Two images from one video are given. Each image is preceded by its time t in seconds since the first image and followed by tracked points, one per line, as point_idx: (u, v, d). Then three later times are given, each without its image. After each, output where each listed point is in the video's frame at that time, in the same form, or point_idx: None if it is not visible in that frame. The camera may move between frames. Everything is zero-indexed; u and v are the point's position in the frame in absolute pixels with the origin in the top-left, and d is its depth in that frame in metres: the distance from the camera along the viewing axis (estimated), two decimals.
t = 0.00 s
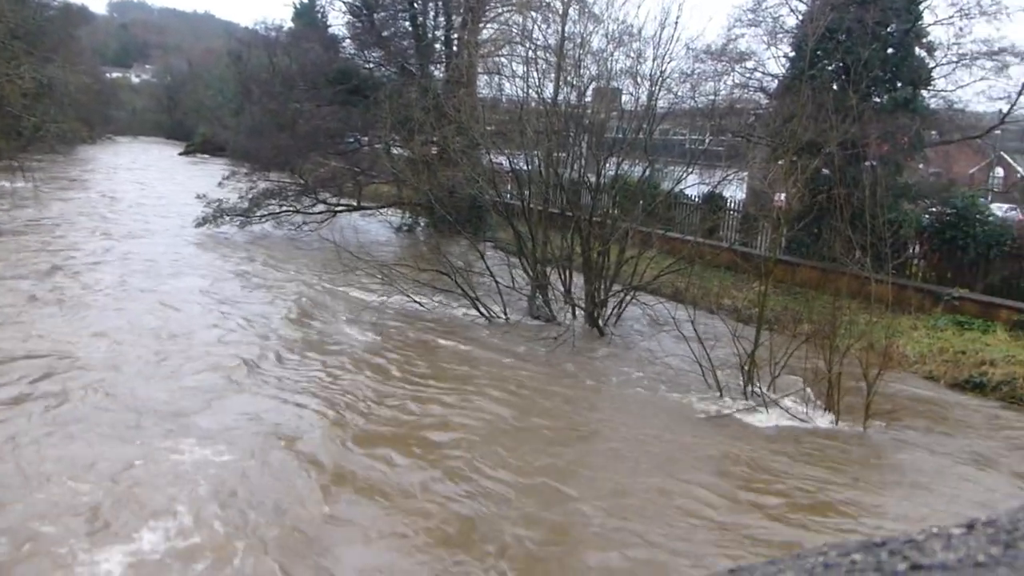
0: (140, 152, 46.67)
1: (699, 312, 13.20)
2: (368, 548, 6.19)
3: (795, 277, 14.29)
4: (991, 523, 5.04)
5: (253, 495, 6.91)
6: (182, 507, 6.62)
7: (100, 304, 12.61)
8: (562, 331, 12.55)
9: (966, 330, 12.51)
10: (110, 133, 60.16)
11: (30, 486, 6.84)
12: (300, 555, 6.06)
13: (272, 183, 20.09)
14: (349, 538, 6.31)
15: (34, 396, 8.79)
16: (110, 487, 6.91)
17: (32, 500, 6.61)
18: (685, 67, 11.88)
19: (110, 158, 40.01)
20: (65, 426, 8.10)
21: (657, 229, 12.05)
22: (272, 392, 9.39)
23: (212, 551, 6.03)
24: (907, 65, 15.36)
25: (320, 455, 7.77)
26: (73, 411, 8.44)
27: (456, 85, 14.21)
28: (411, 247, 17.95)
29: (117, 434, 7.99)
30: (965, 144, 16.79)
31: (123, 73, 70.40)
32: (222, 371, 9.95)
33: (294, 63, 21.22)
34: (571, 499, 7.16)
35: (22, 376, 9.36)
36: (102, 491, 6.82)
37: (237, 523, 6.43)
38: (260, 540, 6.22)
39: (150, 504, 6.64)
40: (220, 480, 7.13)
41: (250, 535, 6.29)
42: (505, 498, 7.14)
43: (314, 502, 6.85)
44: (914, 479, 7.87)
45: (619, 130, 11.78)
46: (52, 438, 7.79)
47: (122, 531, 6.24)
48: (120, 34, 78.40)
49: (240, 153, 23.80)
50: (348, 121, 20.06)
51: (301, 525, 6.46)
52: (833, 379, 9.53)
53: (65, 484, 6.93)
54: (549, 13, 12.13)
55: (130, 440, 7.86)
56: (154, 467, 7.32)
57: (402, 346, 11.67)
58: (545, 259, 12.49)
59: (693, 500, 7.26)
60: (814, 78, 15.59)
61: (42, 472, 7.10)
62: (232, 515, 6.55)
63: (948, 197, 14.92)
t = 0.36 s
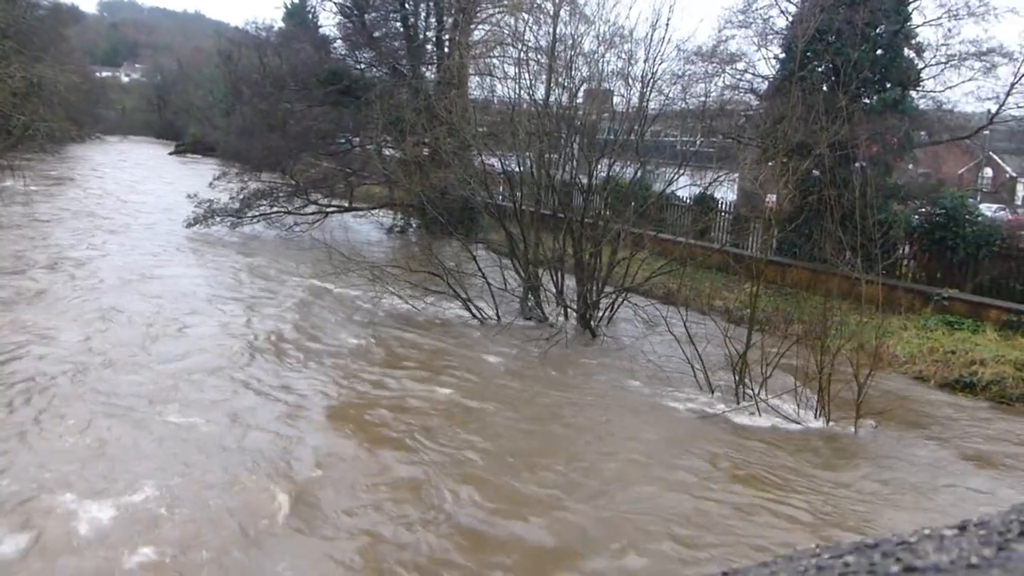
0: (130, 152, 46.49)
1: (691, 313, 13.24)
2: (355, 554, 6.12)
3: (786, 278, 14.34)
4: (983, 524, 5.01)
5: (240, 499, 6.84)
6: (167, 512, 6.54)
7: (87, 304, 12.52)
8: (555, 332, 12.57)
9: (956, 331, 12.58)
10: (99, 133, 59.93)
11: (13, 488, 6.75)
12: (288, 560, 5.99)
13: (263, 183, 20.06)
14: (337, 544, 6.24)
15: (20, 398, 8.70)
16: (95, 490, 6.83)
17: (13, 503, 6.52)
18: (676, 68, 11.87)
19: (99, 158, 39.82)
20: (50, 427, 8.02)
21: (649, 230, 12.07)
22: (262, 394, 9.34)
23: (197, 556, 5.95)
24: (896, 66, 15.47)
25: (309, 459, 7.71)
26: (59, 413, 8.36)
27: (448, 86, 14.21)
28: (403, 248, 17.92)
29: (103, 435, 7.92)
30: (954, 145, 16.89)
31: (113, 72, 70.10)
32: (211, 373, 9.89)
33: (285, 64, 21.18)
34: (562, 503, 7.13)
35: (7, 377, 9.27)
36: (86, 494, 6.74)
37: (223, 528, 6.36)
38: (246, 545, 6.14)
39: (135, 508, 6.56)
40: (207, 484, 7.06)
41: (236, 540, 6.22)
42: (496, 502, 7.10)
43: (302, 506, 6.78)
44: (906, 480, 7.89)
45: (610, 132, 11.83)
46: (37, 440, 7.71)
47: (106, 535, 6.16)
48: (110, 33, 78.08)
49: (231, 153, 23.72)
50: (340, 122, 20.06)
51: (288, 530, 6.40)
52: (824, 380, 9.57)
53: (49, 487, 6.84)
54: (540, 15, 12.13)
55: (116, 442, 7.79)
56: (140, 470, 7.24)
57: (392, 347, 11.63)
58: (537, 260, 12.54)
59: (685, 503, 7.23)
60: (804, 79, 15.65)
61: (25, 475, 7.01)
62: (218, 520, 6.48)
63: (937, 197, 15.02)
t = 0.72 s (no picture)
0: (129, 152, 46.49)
1: (690, 313, 13.25)
2: (353, 555, 6.11)
3: (784, 279, 14.37)
4: (981, 525, 4.98)
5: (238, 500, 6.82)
6: (164, 513, 6.53)
7: (85, 304, 12.52)
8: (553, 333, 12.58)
9: (954, 331, 12.59)
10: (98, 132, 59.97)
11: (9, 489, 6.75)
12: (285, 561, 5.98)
13: (262, 184, 20.10)
14: (335, 545, 6.23)
15: (16, 398, 8.70)
16: (91, 491, 6.82)
17: (8, 504, 6.51)
18: (675, 69, 11.84)
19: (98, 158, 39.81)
20: (46, 427, 8.02)
21: (647, 231, 12.06)
22: (260, 394, 9.35)
23: (194, 557, 5.94)
24: (896, 67, 15.48)
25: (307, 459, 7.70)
26: (56, 413, 8.36)
27: (447, 86, 14.23)
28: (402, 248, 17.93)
29: (100, 436, 7.91)
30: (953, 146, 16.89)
31: (112, 72, 70.12)
32: (209, 373, 9.90)
33: (284, 64, 21.18)
34: (560, 504, 7.12)
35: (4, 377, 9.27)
36: (82, 495, 6.73)
37: (220, 529, 6.34)
38: (243, 546, 6.12)
39: (130, 509, 6.55)
40: (204, 485, 7.05)
41: (234, 540, 6.20)
42: (494, 503, 7.09)
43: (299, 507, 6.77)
44: (904, 482, 7.87)
45: (609, 132, 11.80)
46: (33, 440, 7.71)
47: (102, 536, 6.15)
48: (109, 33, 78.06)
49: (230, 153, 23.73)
50: (339, 122, 20.05)
51: (286, 531, 6.38)
52: (823, 380, 9.57)
53: (45, 487, 6.83)
54: (538, 15, 12.15)
55: (113, 443, 7.79)
56: (136, 470, 7.23)
57: (390, 348, 11.64)
58: (536, 261, 12.56)
59: (683, 504, 7.23)
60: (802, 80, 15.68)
61: (21, 475, 7.00)
62: (215, 520, 6.47)
63: (935, 198, 15.05)
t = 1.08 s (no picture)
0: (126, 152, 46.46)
1: (687, 316, 13.26)
2: (345, 557, 6.08)
3: (781, 282, 14.38)
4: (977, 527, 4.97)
5: (231, 501, 6.80)
6: (156, 514, 6.50)
7: (80, 304, 12.50)
8: (550, 336, 12.58)
9: (950, 335, 12.61)
10: (96, 132, 59.91)
11: None
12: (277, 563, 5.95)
13: (259, 185, 20.11)
14: (328, 547, 6.20)
15: (9, 397, 8.68)
16: (83, 491, 6.79)
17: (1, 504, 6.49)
18: (673, 72, 11.86)
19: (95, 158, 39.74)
20: (39, 427, 8.00)
21: (645, 233, 12.05)
22: (255, 395, 9.33)
23: (187, 558, 5.92)
24: (894, 70, 15.50)
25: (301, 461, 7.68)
26: (52, 413, 8.34)
27: (445, 88, 14.23)
28: (399, 250, 17.93)
29: (92, 436, 7.89)
30: (950, 150, 16.92)
31: (110, 72, 70.07)
32: (204, 373, 9.88)
33: (282, 65, 21.17)
34: (555, 506, 7.11)
35: None
36: (73, 496, 6.70)
37: (212, 530, 6.32)
38: (235, 548, 6.10)
39: (124, 510, 6.53)
40: (197, 486, 7.02)
41: (227, 542, 6.18)
42: (489, 505, 7.07)
43: (293, 509, 6.74)
44: (900, 486, 7.88)
45: (607, 135, 11.80)
46: (26, 440, 7.68)
47: (94, 536, 6.12)
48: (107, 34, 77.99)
49: (228, 154, 23.72)
50: (337, 124, 20.05)
51: (279, 533, 6.36)
52: (819, 384, 9.56)
53: (36, 488, 6.80)
54: (537, 18, 12.16)
55: (106, 443, 7.76)
56: (129, 471, 7.21)
57: (387, 350, 11.62)
58: (533, 263, 12.56)
59: (679, 507, 7.21)
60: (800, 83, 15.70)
61: (12, 475, 6.97)
62: (207, 522, 6.44)
63: (932, 201, 15.07)
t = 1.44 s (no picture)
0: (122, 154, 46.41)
1: (684, 319, 13.27)
2: (342, 559, 6.07)
3: (778, 284, 14.40)
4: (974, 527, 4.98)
5: (224, 505, 6.76)
6: (149, 517, 6.47)
7: (75, 306, 12.49)
8: (548, 338, 12.58)
9: (947, 337, 12.63)
10: (93, 135, 59.85)
11: None
12: (272, 566, 5.93)
13: (256, 187, 20.11)
14: (322, 549, 6.18)
15: (4, 399, 8.67)
16: (76, 495, 6.75)
17: None
18: (670, 74, 11.88)
19: (92, 160, 39.70)
20: (31, 430, 7.97)
21: (642, 235, 12.06)
22: (251, 398, 9.31)
23: (184, 560, 5.91)
24: (891, 73, 15.53)
25: (299, 464, 7.64)
26: (49, 415, 8.33)
27: (442, 90, 14.24)
28: (397, 252, 17.92)
29: (87, 437, 7.88)
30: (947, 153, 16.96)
31: (106, 74, 70.02)
32: (200, 376, 9.85)
33: (279, 67, 21.16)
34: (552, 508, 7.09)
35: None
36: (65, 500, 6.66)
37: (207, 534, 6.29)
38: (228, 551, 6.09)
39: (121, 512, 6.52)
40: (189, 489, 6.99)
41: (222, 546, 6.15)
42: (486, 507, 7.05)
43: (290, 513, 6.72)
44: (897, 487, 7.90)
45: (604, 137, 11.80)
46: (18, 442, 7.66)
47: (87, 539, 6.10)
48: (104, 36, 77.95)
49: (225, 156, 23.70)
50: (334, 126, 20.07)
51: (275, 536, 6.35)
52: (816, 387, 9.57)
53: (27, 491, 6.76)
54: (534, 20, 12.18)
55: (99, 446, 7.73)
56: (121, 474, 7.18)
57: (384, 351, 11.61)
58: (530, 265, 12.58)
59: (676, 509, 7.20)
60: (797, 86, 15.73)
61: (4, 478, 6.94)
62: (202, 523, 6.43)
63: (929, 204, 15.10)
